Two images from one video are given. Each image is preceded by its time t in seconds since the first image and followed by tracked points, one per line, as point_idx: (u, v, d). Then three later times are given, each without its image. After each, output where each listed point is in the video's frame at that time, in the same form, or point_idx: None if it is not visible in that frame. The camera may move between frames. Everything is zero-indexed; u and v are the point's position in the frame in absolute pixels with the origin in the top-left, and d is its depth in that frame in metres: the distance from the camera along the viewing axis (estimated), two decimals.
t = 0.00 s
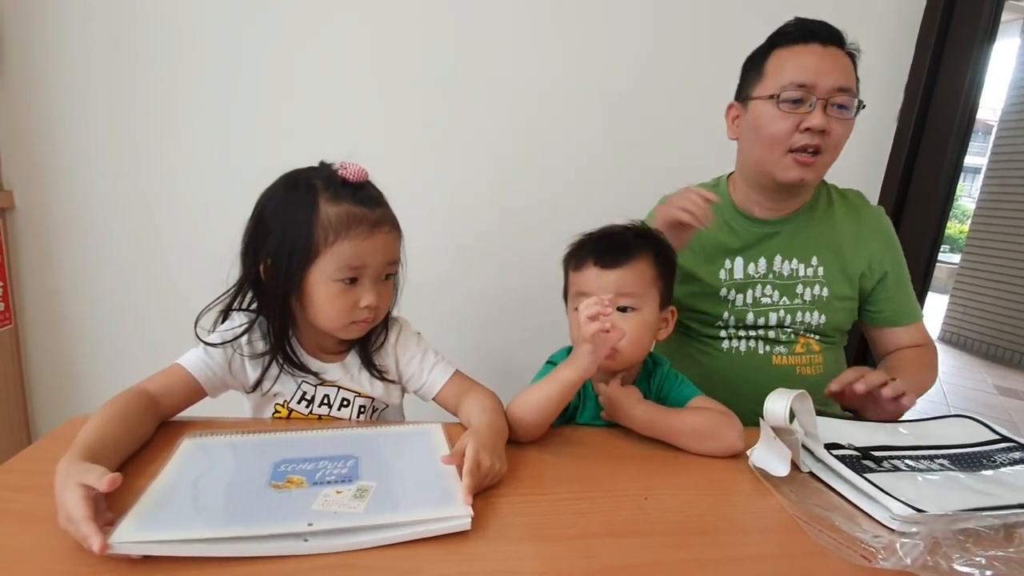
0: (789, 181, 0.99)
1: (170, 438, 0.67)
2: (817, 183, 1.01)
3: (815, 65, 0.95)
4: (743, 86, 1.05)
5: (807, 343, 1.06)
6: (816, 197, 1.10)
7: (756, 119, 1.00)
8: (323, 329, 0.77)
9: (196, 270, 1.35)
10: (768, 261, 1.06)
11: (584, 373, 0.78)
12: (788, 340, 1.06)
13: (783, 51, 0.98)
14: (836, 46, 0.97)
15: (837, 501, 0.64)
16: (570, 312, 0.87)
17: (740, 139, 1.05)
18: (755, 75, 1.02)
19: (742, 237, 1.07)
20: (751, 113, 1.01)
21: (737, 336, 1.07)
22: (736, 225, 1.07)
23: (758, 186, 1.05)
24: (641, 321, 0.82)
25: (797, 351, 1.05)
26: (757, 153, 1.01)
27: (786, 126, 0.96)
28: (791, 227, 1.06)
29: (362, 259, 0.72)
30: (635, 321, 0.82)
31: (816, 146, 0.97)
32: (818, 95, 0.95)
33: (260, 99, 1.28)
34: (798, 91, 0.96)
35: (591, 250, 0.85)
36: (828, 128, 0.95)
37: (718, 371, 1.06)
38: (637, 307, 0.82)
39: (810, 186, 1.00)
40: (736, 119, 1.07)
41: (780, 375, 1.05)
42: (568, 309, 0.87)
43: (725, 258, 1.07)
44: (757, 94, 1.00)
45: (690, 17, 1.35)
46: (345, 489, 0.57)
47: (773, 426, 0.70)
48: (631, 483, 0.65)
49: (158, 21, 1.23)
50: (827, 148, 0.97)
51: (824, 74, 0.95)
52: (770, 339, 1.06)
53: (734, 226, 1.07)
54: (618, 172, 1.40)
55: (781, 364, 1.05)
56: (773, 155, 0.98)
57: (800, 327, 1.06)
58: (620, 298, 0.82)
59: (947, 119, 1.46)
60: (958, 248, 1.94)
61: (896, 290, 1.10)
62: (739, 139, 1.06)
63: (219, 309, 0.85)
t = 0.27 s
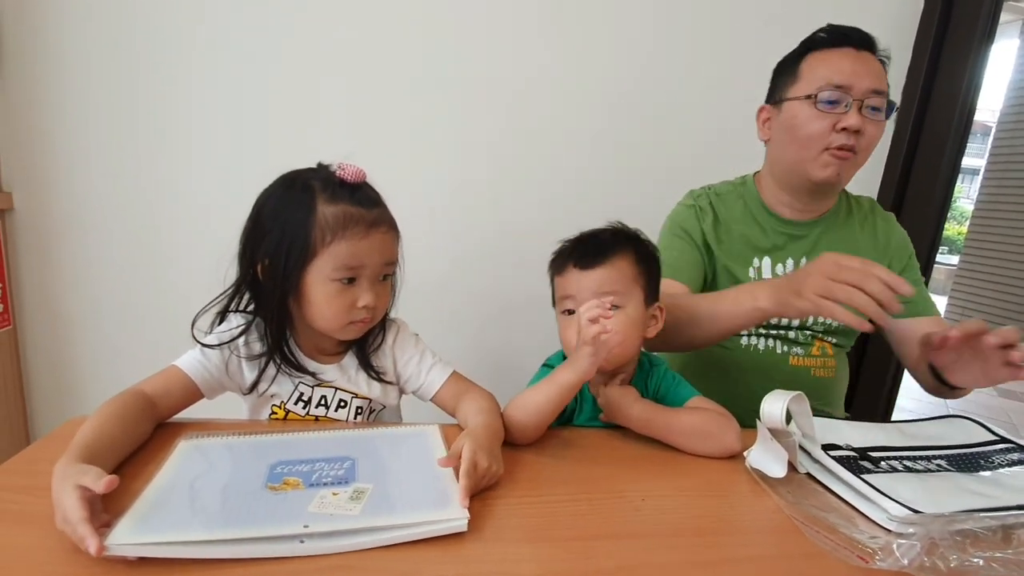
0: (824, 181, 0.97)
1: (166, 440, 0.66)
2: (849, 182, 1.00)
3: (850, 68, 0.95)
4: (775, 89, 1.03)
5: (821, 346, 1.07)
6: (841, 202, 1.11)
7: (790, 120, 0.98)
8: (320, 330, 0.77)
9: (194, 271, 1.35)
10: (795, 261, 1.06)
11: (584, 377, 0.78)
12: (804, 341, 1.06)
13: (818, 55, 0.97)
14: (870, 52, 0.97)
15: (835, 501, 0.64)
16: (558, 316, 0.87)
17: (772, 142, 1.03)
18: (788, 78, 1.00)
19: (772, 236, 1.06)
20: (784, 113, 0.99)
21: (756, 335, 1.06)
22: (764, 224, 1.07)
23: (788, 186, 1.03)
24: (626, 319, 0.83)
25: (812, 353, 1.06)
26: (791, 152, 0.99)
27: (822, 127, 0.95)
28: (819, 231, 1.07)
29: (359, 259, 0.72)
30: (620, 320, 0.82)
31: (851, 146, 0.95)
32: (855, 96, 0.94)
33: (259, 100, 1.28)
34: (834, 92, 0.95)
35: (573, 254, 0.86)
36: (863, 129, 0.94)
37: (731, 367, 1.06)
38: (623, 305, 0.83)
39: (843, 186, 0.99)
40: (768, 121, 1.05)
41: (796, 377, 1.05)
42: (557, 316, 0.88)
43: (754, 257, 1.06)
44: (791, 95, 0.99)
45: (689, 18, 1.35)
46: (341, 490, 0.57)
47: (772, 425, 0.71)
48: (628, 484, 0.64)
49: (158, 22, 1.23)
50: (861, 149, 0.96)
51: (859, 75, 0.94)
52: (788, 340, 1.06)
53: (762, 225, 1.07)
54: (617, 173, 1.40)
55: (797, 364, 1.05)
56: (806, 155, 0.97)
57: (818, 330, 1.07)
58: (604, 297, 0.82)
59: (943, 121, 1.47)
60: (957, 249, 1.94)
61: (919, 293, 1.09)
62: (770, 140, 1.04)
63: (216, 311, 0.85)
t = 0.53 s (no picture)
0: (842, 185, 0.96)
1: (160, 443, 0.66)
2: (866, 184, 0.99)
3: (859, 67, 0.94)
4: (778, 95, 1.03)
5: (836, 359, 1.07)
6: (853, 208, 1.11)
7: (799, 125, 0.97)
8: (315, 333, 0.76)
9: (189, 272, 1.34)
10: (806, 271, 1.07)
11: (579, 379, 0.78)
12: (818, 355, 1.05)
13: (822, 55, 0.97)
14: (876, 48, 0.97)
15: (829, 502, 0.65)
16: (545, 322, 0.88)
17: (779, 147, 1.03)
18: (792, 81, 0.99)
19: (787, 247, 1.06)
20: (792, 118, 0.98)
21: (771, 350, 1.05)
22: (778, 233, 1.06)
23: (801, 193, 1.02)
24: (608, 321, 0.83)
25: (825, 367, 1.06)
26: (804, 159, 0.98)
27: (835, 130, 0.94)
28: (832, 239, 1.07)
29: (355, 261, 0.72)
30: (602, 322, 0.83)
31: (867, 148, 0.94)
32: (867, 95, 0.94)
33: (254, 101, 1.27)
34: (845, 93, 0.94)
35: (553, 261, 0.88)
36: (879, 130, 0.93)
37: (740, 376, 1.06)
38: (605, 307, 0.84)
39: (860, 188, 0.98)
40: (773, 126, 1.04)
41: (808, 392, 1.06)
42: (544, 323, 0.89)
43: (767, 267, 1.06)
44: (798, 99, 0.98)
45: (684, 21, 1.35)
46: (335, 493, 0.57)
47: (766, 428, 0.70)
48: (622, 486, 0.64)
49: (153, 22, 1.22)
50: (877, 149, 0.95)
51: (868, 74, 0.94)
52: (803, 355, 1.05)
53: (776, 234, 1.06)
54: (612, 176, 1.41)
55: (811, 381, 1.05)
56: (821, 161, 0.96)
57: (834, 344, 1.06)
58: (587, 299, 0.84)
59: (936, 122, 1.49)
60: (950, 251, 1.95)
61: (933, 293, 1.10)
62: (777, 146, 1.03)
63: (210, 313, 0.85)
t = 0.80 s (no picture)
0: (842, 188, 0.96)
1: (141, 448, 0.65)
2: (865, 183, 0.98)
3: (852, 61, 0.93)
4: (764, 93, 1.04)
5: (841, 376, 1.04)
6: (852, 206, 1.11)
7: (790, 126, 0.97)
8: (300, 334, 0.75)
9: (172, 273, 1.32)
10: (805, 277, 1.07)
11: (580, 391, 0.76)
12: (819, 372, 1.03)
13: (809, 49, 0.97)
14: (867, 38, 0.96)
15: (818, 502, 0.65)
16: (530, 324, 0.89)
17: (771, 150, 1.03)
18: (780, 80, 1.00)
19: (785, 254, 1.07)
20: (782, 120, 0.98)
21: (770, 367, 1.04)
22: (776, 240, 1.07)
23: (797, 197, 1.02)
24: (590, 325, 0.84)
25: (827, 383, 1.04)
26: (799, 162, 0.98)
27: (829, 131, 0.93)
28: (830, 243, 1.08)
29: (340, 261, 0.71)
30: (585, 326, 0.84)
31: (864, 149, 0.94)
32: (861, 91, 0.93)
33: (238, 100, 1.26)
34: (838, 91, 0.93)
35: (534, 264, 0.88)
36: (874, 128, 0.92)
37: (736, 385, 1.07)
38: (587, 311, 0.84)
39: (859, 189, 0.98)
40: (761, 129, 1.05)
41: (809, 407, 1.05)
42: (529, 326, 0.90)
43: (765, 273, 1.07)
44: (788, 98, 0.98)
45: (671, 23, 1.36)
46: (322, 498, 0.56)
47: (755, 428, 0.70)
48: (612, 488, 0.64)
49: (135, 19, 1.20)
50: (874, 149, 0.94)
51: (862, 69, 0.93)
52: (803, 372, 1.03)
53: (774, 240, 1.07)
54: (601, 176, 1.41)
55: (810, 397, 1.04)
56: (817, 163, 0.96)
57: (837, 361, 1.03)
58: (569, 303, 0.84)
59: (920, 122, 1.50)
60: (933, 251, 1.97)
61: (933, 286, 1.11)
62: (769, 149, 1.03)
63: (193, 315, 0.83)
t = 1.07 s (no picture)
0: (810, 188, 0.97)
1: (90, 454, 0.62)
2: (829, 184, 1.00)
3: (818, 62, 0.95)
4: (729, 92, 1.05)
5: (807, 381, 1.08)
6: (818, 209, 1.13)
7: (757, 127, 0.99)
8: (259, 332, 0.73)
9: (124, 271, 1.27)
10: (771, 280, 1.09)
11: (552, 387, 0.76)
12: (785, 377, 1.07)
13: (775, 48, 0.98)
14: (831, 40, 0.98)
15: (778, 494, 0.66)
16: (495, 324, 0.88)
17: (736, 151, 1.04)
18: (746, 79, 1.01)
19: (751, 256, 1.08)
20: (748, 121, 1.00)
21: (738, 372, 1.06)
22: (743, 242, 1.08)
23: (765, 200, 1.04)
24: (555, 325, 0.84)
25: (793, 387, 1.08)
26: (765, 164, 0.99)
27: (795, 133, 0.95)
28: (795, 245, 1.10)
29: (299, 257, 0.69)
30: (549, 326, 0.84)
31: (829, 151, 0.95)
32: (826, 92, 0.95)
33: (194, 93, 1.22)
34: (803, 93, 0.95)
35: (496, 265, 0.87)
36: (838, 131, 0.94)
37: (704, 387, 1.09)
38: (552, 311, 0.84)
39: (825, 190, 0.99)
40: (726, 129, 1.06)
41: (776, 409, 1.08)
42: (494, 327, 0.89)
43: (732, 276, 1.08)
44: (753, 100, 0.99)
45: (631, 22, 1.38)
46: (282, 502, 0.54)
47: (718, 423, 0.71)
48: (578, 485, 0.64)
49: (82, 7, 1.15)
50: (839, 151, 0.96)
51: (826, 71, 0.95)
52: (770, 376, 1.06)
53: (741, 242, 1.08)
54: (565, 173, 1.41)
55: (777, 400, 1.07)
56: (783, 165, 0.97)
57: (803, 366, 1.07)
58: (533, 304, 0.84)
59: (876, 123, 1.55)
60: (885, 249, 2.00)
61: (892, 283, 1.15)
62: (736, 150, 1.05)
63: (145, 316, 0.80)
